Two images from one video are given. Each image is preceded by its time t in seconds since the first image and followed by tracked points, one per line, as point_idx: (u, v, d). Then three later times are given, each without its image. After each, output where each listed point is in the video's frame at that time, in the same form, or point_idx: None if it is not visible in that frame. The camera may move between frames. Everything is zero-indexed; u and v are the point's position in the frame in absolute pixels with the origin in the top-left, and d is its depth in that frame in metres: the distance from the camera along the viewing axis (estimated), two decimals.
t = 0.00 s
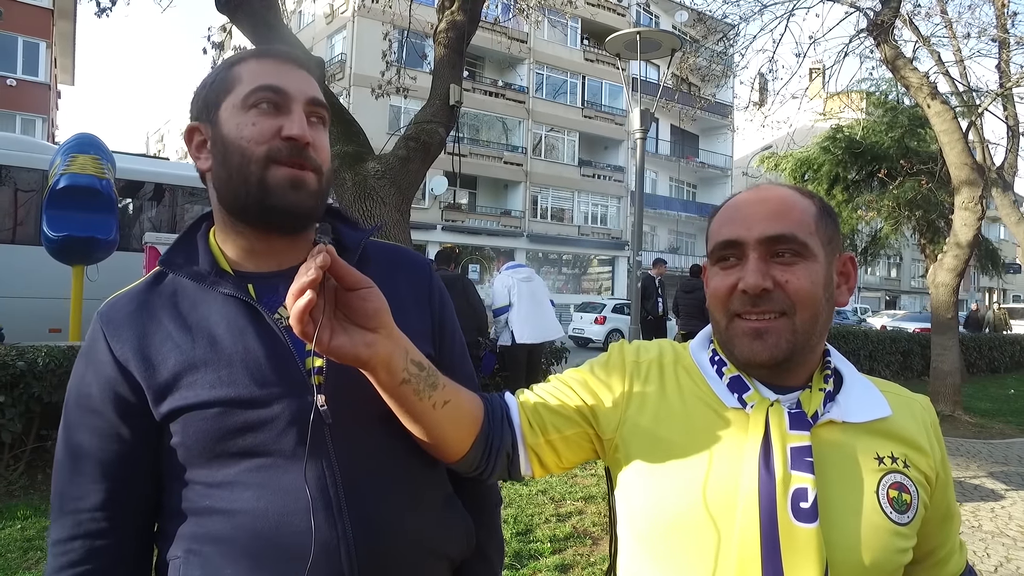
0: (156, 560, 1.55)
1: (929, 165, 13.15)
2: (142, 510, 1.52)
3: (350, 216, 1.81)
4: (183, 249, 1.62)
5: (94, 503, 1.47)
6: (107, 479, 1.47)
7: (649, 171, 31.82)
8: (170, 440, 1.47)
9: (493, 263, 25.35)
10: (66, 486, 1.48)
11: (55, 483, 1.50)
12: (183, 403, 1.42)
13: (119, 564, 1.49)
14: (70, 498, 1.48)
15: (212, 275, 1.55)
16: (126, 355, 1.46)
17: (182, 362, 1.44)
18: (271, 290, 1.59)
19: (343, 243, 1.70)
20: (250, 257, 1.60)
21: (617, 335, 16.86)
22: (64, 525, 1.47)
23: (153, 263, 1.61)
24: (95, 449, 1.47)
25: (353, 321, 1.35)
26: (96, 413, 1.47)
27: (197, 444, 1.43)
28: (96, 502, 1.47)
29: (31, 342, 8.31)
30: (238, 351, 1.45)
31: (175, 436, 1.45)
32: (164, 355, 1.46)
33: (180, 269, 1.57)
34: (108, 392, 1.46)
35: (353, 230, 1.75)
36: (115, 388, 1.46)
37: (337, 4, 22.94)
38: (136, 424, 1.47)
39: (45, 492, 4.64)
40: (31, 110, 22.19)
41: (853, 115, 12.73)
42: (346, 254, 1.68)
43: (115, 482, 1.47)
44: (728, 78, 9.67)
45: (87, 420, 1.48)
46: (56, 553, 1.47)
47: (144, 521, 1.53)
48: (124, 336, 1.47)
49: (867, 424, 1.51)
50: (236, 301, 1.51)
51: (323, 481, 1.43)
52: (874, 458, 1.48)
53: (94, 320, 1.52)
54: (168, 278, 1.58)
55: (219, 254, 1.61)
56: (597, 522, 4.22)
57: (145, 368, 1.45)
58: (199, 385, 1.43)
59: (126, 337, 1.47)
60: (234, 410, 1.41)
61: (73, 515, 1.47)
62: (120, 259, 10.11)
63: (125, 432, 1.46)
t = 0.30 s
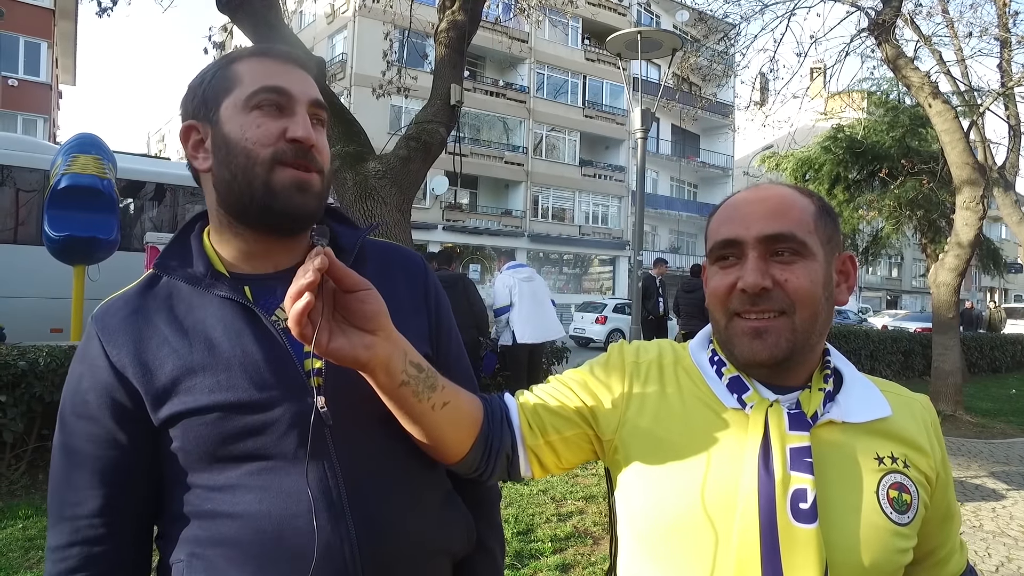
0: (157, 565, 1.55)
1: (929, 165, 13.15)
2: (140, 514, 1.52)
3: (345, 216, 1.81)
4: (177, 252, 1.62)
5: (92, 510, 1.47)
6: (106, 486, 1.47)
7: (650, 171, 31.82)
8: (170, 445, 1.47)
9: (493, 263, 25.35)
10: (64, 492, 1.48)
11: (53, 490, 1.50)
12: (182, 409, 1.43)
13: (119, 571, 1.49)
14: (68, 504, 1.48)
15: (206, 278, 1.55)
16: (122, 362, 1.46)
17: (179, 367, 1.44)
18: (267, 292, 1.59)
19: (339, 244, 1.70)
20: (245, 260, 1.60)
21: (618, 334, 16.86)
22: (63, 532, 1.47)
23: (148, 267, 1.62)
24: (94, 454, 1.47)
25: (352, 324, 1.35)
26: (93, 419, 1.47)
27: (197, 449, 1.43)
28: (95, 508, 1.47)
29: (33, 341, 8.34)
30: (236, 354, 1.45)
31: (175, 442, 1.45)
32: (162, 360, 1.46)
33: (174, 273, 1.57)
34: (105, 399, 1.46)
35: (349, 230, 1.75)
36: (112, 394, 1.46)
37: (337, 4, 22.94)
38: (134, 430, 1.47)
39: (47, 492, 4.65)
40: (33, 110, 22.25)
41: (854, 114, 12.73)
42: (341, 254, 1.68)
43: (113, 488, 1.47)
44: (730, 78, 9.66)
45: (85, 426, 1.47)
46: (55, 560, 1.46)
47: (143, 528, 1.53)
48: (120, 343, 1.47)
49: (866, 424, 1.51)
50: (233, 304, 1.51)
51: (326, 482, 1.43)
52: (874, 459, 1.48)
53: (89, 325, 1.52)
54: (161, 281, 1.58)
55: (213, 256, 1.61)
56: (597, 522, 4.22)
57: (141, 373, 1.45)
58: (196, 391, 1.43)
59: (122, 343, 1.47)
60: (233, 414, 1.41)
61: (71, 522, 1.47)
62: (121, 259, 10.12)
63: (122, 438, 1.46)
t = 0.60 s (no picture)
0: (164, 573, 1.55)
1: (930, 165, 13.16)
2: (145, 521, 1.53)
3: (340, 218, 1.81)
4: (172, 260, 1.62)
5: (97, 520, 1.47)
6: (110, 494, 1.47)
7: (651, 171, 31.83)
8: (175, 451, 1.47)
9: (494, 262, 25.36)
10: (69, 501, 1.48)
11: (57, 498, 1.50)
12: (187, 416, 1.43)
13: None
14: (72, 514, 1.48)
15: (205, 285, 1.55)
16: (123, 371, 1.46)
17: (182, 373, 1.45)
18: (265, 294, 1.60)
19: (337, 247, 1.70)
20: (239, 264, 1.61)
21: (619, 334, 16.86)
22: (67, 541, 1.47)
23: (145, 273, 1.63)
24: (100, 461, 1.47)
25: (351, 330, 1.36)
26: (97, 429, 1.47)
27: (202, 454, 1.43)
28: (100, 517, 1.47)
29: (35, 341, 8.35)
30: (238, 358, 1.45)
31: (180, 448, 1.45)
32: (164, 366, 1.46)
33: (173, 279, 1.57)
34: (108, 408, 1.46)
35: (343, 231, 1.75)
36: (115, 403, 1.46)
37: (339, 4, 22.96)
38: (138, 439, 1.47)
39: (49, 492, 4.66)
40: (35, 110, 22.28)
41: (854, 113, 12.73)
42: (338, 256, 1.68)
43: (117, 497, 1.47)
44: (731, 78, 9.66)
45: (89, 435, 1.48)
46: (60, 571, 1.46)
47: (148, 538, 1.54)
48: (120, 352, 1.48)
49: (867, 428, 1.51)
50: (232, 309, 1.52)
51: (336, 481, 1.44)
52: (874, 461, 1.48)
53: (88, 337, 1.52)
54: (157, 289, 1.59)
55: (209, 261, 1.61)
56: (598, 522, 4.22)
57: (145, 382, 1.45)
58: (201, 396, 1.43)
59: (124, 352, 1.47)
60: (237, 419, 1.41)
61: (76, 532, 1.47)
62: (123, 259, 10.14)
63: (126, 446, 1.47)
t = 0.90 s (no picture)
0: (161, 563, 1.55)
1: (931, 165, 13.16)
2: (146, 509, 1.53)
3: (341, 219, 1.81)
4: (180, 254, 1.64)
5: (97, 506, 1.48)
6: (110, 481, 1.48)
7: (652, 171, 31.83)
8: (173, 442, 1.48)
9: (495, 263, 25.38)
10: (67, 489, 1.49)
11: (58, 485, 1.51)
12: (185, 405, 1.43)
13: (124, 566, 1.50)
14: (71, 500, 1.49)
15: (210, 279, 1.55)
16: (126, 359, 1.47)
17: (183, 363, 1.45)
18: (267, 290, 1.59)
19: (338, 245, 1.71)
20: (244, 260, 1.61)
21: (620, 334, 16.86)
22: (66, 527, 1.48)
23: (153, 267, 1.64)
24: (98, 452, 1.48)
25: (343, 334, 1.33)
26: (99, 417, 1.48)
27: (199, 444, 1.43)
28: (99, 504, 1.48)
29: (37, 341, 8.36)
30: (238, 350, 1.45)
31: (178, 438, 1.46)
32: (166, 356, 1.46)
33: (178, 273, 1.58)
34: (110, 395, 1.47)
35: (345, 232, 1.76)
36: (117, 391, 1.47)
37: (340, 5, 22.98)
38: (139, 427, 1.48)
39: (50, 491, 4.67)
40: (36, 111, 22.30)
41: (855, 113, 12.72)
42: (340, 256, 1.68)
43: (116, 485, 1.48)
44: (732, 78, 9.66)
45: (90, 423, 1.48)
46: (59, 556, 1.47)
47: (148, 525, 1.54)
48: (124, 340, 1.48)
49: (866, 423, 1.52)
50: (236, 303, 1.52)
51: (328, 476, 1.44)
52: (873, 453, 1.48)
53: (93, 328, 1.52)
54: (165, 282, 1.59)
55: (215, 258, 1.62)
56: (599, 522, 4.22)
57: (146, 369, 1.46)
58: (200, 386, 1.43)
59: (128, 341, 1.48)
60: (234, 409, 1.41)
61: (75, 518, 1.48)
62: (125, 259, 10.16)
63: (128, 434, 1.47)
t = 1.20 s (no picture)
0: (154, 552, 1.57)
1: (932, 164, 13.14)
2: (143, 496, 1.55)
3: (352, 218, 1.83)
4: (190, 248, 1.65)
5: (96, 491, 1.50)
6: (106, 469, 1.49)
7: (653, 171, 31.83)
8: (168, 434, 1.49)
9: (496, 263, 25.39)
10: (64, 477, 1.51)
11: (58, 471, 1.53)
12: (180, 398, 1.44)
13: (119, 552, 1.52)
14: (70, 484, 1.51)
15: (214, 276, 1.56)
16: (128, 352, 1.48)
17: (180, 359, 1.45)
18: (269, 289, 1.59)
19: (345, 247, 1.71)
20: (244, 259, 1.59)
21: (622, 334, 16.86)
22: (64, 511, 1.50)
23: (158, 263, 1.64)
24: (93, 445, 1.50)
25: (325, 341, 1.24)
26: (99, 406, 1.50)
27: (193, 438, 1.44)
28: (97, 489, 1.50)
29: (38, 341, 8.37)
30: (234, 349, 1.45)
31: (173, 430, 1.47)
32: (165, 351, 1.47)
33: (184, 270, 1.58)
34: (111, 384, 1.49)
35: (354, 232, 1.76)
36: (119, 382, 1.49)
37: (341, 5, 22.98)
38: (137, 417, 1.50)
39: (51, 491, 4.67)
40: (36, 112, 22.29)
41: (855, 113, 12.71)
42: (346, 257, 1.68)
43: (113, 473, 1.49)
44: (732, 78, 9.65)
45: (91, 410, 1.50)
46: (56, 537, 1.49)
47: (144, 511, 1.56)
48: (129, 334, 1.49)
49: (850, 415, 1.56)
50: (237, 302, 1.52)
51: (313, 478, 1.43)
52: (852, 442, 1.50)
53: (100, 318, 1.54)
54: (173, 278, 1.60)
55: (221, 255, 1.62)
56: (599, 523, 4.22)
57: (145, 362, 1.47)
58: (195, 382, 1.44)
59: (132, 334, 1.49)
60: (227, 406, 1.42)
61: (72, 502, 1.50)
62: (125, 259, 10.17)
63: (126, 424, 1.49)
